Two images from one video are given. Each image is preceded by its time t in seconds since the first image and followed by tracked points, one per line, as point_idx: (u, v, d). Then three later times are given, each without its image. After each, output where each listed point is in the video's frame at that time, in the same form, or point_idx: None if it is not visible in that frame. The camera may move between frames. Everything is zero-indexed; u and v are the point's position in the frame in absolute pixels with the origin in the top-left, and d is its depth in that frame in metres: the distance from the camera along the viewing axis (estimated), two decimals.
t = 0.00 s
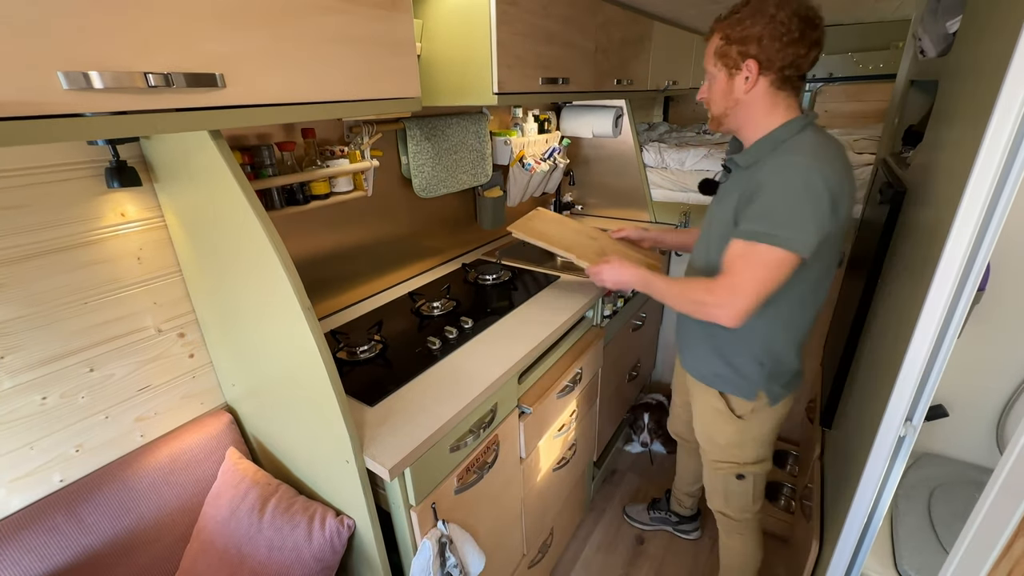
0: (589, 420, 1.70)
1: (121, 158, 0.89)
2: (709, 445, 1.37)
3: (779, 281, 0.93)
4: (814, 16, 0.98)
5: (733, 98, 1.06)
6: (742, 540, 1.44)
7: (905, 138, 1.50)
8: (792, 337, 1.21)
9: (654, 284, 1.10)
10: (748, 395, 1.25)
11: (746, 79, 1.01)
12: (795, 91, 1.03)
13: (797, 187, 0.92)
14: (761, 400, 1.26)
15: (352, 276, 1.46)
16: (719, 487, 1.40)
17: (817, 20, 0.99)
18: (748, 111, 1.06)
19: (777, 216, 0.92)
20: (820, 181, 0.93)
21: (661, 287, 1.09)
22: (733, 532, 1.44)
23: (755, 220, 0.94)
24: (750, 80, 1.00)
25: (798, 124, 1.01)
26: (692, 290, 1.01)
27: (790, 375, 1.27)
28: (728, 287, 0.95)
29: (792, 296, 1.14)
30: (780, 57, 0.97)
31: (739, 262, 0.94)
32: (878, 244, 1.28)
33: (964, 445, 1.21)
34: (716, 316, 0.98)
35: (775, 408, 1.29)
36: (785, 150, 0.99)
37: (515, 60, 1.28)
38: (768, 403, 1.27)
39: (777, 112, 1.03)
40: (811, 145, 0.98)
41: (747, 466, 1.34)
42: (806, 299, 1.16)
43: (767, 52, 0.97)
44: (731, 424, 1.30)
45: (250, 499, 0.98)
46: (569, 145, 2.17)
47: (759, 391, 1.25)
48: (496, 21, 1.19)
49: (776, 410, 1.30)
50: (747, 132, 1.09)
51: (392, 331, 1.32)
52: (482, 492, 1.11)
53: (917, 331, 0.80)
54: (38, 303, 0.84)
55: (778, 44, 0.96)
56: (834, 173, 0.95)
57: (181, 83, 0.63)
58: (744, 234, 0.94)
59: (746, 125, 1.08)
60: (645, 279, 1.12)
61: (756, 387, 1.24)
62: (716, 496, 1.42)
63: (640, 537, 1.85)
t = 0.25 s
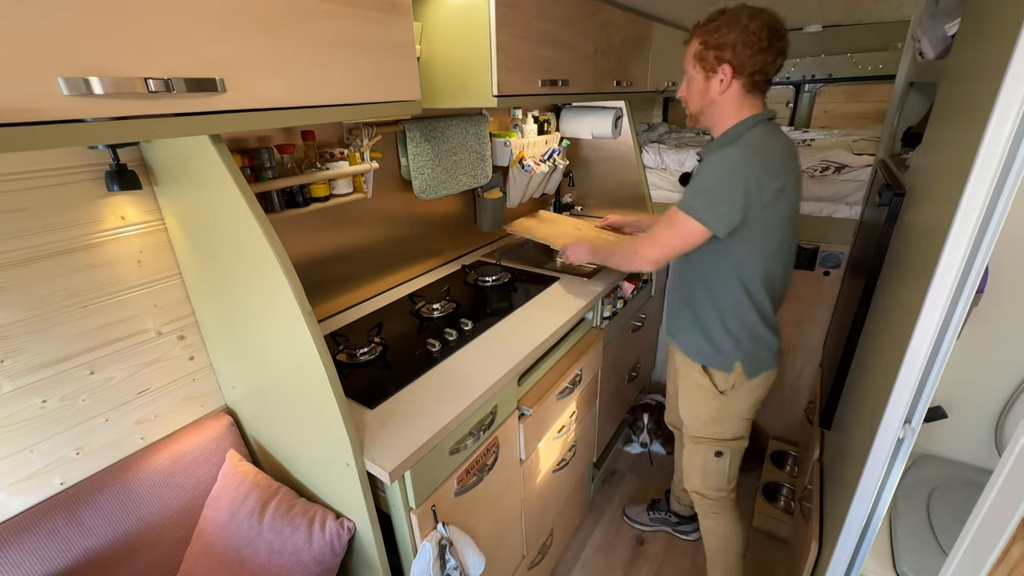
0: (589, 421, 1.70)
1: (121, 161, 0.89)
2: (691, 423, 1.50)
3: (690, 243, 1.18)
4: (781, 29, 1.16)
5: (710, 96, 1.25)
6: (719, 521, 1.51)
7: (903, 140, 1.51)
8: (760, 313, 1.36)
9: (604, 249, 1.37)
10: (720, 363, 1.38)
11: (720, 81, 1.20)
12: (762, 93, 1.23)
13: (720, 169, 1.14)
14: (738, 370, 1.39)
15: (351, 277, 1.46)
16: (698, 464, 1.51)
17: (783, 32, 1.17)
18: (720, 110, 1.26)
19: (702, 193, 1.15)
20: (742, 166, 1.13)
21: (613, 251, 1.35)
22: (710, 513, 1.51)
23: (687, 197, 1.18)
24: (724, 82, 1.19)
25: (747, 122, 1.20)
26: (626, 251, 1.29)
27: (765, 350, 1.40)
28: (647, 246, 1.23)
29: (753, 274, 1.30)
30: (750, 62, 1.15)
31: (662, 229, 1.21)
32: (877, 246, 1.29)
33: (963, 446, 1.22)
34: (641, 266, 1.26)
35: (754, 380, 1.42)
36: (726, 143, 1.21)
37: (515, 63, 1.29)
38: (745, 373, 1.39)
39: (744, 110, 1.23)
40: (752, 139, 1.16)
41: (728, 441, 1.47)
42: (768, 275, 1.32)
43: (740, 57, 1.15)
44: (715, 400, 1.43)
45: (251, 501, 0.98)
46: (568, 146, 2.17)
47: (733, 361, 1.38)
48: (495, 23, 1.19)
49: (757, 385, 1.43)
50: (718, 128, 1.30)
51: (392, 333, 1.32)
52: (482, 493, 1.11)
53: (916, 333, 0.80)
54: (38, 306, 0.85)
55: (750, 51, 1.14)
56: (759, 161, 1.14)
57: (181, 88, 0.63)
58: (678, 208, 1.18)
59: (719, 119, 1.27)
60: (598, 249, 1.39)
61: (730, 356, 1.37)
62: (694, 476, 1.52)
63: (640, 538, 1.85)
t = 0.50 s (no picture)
0: (590, 422, 1.70)
1: (122, 165, 0.89)
2: (678, 411, 1.52)
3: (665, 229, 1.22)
4: (760, 36, 1.21)
5: (695, 99, 1.29)
6: (706, 510, 1.50)
7: (905, 141, 1.52)
8: (746, 305, 1.36)
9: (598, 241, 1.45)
10: (705, 350, 1.40)
11: (706, 84, 1.24)
12: (744, 96, 1.27)
13: (694, 162, 1.18)
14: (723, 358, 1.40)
15: (353, 279, 1.46)
16: (684, 452, 1.52)
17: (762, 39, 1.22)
18: (704, 112, 1.30)
19: (678, 184, 1.19)
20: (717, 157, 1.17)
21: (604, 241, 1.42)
22: (696, 502, 1.51)
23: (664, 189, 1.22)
24: (709, 86, 1.23)
25: (725, 120, 1.24)
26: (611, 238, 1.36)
27: (753, 342, 1.40)
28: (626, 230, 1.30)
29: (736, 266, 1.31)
30: (734, 67, 1.20)
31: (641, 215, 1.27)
32: (878, 248, 1.29)
33: (964, 448, 1.21)
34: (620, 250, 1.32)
35: (742, 370, 1.42)
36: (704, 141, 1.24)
37: (516, 65, 1.28)
38: (730, 361, 1.40)
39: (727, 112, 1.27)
40: (728, 135, 1.20)
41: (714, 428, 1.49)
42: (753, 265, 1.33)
43: (724, 63, 1.19)
44: (701, 387, 1.45)
45: (252, 505, 0.98)
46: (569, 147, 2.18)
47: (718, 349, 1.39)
48: (497, 25, 1.19)
49: (745, 373, 1.44)
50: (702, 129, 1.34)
51: (393, 335, 1.32)
52: (484, 496, 1.11)
53: (919, 336, 0.80)
54: (40, 310, 0.84)
55: (733, 56, 1.18)
56: (733, 154, 1.17)
57: (183, 92, 0.63)
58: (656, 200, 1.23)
59: (704, 121, 1.31)
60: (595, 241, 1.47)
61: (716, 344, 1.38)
62: (682, 464, 1.54)
63: (641, 540, 1.85)
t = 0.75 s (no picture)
0: (592, 424, 1.70)
1: (124, 167, 0.88)
2: (670, 404, 1.53)
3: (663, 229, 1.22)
4: (748, 38, 1.21)
5: (686, 102, 1.29)
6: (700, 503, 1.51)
7: (907, 143, 1.52)
8: (738, 300, 1.36)
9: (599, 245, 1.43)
10: (699, 346, 1.39)
11: (697, 87, 1.24)
12: (734, 98, 1.27)
13: (689, 162, 1.18)
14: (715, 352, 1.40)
15: (354, 281, 1.45)
16: (677, 445, 1.52)
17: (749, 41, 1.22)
18: (696, 115, 1.29)
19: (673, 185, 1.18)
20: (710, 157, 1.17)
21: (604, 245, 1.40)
22: (689, 495, 1.51)
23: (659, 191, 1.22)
24: (700, 89, 1.23)
25: (716, 121, 1.24)
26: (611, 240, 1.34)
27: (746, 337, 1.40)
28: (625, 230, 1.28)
29: (729, 264, 1.31)
30: (724, 70, 1.20)
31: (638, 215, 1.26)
32: (880, 250, 1.28)
33: (965, 450, 1.21)
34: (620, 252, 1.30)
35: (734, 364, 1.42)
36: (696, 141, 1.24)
37: (518, 67, 1.28)
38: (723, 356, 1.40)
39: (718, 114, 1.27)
40: (721, 135, 1.20)
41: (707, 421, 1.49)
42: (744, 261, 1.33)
43: (714, 66, 1.19)
44: (693, 380, 1.45)
45: (254, 508, 0.98)
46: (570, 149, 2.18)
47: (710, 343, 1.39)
48: (499, 28, 1.18)
49: (738, 364, 1.43)
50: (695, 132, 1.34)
51: (395, 337, 1.32)
52: (486, 498, 1.11)
53: (924, 338, 0.79)
54: (42, 313, 0.84)
55: (722, 60, 1.18)
56: (726, 154, 1.17)
57: (186, 96, 0.63)
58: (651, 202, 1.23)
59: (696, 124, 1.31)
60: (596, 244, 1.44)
61: (708, 339, 1.38)
62: (675, 457, 1.53)
63: (642, 541, 1.84)
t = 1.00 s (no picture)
0: (591, 426, 1.70)
1: (123, 171, 0.88)
2: (668, 404, 1.52)
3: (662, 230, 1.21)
4: (742, 41, 1.22)
5: (684, 106, 1.29)
6: (699, 504, 1.50)
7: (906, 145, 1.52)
8: (736, 301, 1.36)
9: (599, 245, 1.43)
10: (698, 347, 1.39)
11: (694, 91, 1.24)
12: (731, 100, 1.27)
13: (686, 166, 1.18)
14: (713, 354, 1.39)
15: (354, 283, 1.45)
16: (677, 446, 1.52)
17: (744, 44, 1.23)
18: (694, 119, 1.29)
19: (670, 188, 1.19)
20: (707, 160, 1.17)
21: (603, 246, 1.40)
22: (689, 496, 1.50)
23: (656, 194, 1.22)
24: (697, 93, 1.23)
25: (713, 124, 1.24)
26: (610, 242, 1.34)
27: (744, 337, 1.40)
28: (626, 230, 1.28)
29: (727, 266, 1.31)
30: (720, 74, 1.20)
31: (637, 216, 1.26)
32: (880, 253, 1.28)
33: (966, 453, 1.21)
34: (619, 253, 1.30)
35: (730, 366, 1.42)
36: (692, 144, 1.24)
37: (518, 69, 1.28)
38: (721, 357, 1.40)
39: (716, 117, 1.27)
40: (718, 139, 1.20)
41: (706, 422, 1.48)
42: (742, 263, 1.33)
43: (710, 70, 1.19)
44: (693, 381, 1.45)
45: (253, 512, 0.98)
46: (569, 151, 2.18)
47: (708, 344, 1.39)
48: (498, 31, 1.18)
49: (736, 365, 1.43)
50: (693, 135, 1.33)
51: (394, 340, 1.32)
52: (485, 502, 1.10)
53: (924, 341, 0.79)
54: (40, 317, 0.84)
55: (718, 63, 1.19)
56: (723, 157, 1.17)
57: (184, 100, 0.63)
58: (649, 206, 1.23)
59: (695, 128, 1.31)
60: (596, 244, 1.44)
61: (706, 341, 1.38)
62: (675, 458, 1.53)
63: (642, 544, 1.84)
